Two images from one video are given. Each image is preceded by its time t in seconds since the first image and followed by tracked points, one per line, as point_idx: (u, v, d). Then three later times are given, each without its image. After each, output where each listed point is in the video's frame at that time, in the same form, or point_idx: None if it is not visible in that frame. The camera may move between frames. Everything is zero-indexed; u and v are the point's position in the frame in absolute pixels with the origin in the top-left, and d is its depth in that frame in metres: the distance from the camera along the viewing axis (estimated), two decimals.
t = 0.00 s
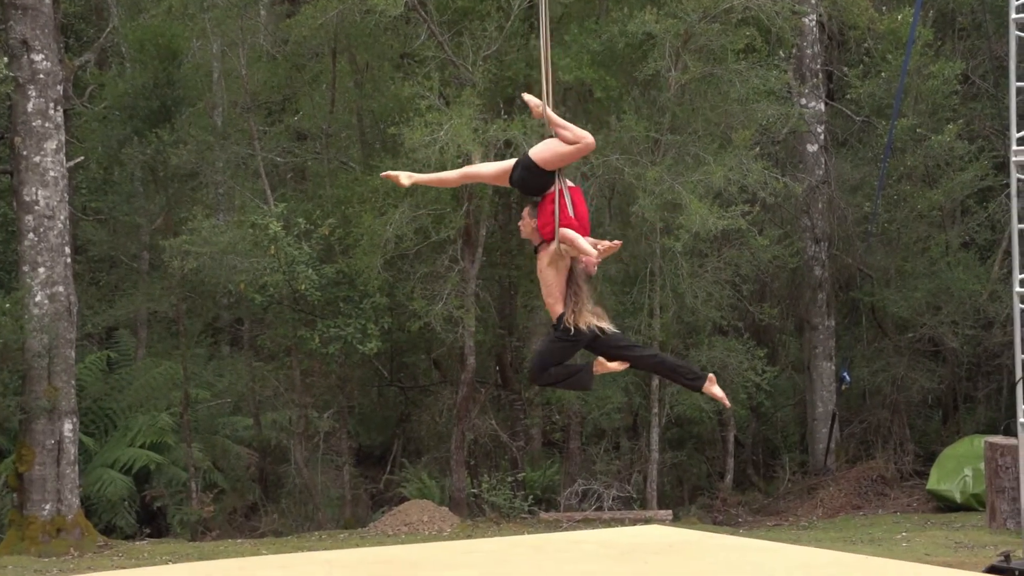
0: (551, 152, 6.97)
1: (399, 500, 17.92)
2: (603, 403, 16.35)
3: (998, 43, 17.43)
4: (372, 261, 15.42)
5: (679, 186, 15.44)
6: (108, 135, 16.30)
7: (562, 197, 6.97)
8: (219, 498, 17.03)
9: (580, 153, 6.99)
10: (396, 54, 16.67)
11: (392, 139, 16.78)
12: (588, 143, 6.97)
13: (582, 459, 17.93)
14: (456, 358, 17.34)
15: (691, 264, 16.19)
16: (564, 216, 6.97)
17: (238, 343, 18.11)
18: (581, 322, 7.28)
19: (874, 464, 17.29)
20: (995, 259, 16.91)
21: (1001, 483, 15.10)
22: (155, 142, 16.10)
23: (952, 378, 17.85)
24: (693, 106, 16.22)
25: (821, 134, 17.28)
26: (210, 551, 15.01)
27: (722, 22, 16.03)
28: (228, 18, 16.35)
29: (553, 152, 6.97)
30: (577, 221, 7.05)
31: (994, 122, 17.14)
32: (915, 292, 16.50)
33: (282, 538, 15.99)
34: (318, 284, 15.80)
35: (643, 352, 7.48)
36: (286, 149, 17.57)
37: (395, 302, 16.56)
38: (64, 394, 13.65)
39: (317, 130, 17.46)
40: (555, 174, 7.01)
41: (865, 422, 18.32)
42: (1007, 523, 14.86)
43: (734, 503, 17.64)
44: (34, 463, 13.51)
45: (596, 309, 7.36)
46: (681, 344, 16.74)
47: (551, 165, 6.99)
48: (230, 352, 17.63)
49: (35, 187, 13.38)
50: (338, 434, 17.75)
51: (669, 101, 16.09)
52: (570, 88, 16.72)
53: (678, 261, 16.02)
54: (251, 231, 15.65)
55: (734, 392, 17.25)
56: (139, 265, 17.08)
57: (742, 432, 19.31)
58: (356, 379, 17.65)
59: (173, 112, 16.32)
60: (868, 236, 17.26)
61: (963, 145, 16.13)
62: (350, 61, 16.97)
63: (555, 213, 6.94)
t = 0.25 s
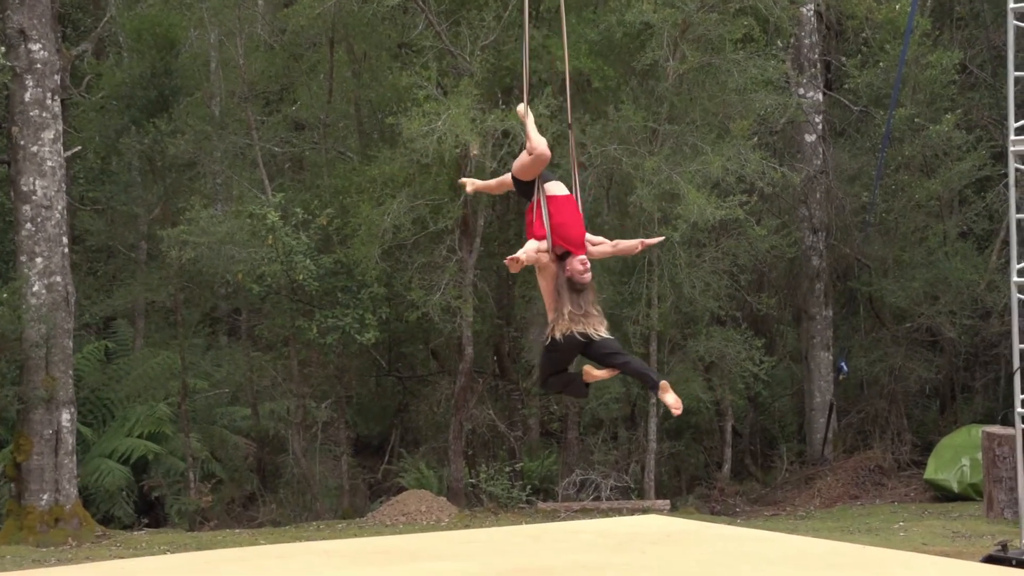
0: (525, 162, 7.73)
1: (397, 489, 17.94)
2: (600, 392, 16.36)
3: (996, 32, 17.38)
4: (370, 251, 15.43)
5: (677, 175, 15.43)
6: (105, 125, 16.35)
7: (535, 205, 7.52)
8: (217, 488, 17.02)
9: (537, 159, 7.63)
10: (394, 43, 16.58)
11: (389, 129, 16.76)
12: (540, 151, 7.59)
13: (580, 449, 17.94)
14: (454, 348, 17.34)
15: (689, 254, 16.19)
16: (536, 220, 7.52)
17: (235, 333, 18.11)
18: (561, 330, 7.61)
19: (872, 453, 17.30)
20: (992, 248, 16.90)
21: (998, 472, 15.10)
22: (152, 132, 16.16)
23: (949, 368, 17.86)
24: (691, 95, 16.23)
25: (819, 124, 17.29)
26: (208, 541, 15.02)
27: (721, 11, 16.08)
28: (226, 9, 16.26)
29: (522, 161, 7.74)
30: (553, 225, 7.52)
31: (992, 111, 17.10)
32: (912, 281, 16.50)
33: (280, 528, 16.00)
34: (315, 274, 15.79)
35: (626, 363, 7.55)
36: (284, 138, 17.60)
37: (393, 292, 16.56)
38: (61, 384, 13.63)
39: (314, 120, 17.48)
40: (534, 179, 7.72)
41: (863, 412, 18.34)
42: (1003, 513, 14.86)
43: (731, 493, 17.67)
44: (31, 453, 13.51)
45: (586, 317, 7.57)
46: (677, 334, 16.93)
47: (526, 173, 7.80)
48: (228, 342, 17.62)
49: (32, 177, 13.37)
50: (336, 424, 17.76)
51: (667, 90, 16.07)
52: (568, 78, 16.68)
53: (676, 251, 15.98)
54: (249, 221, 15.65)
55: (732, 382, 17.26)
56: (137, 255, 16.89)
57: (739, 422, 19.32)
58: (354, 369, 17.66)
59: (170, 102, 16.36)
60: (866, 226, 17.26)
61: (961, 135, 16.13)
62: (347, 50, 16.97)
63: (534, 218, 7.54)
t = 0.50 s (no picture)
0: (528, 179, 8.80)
1: (396, 479, 17.97)
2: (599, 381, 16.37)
3: (995, 21, 17.37)
4: (369, 241, 15.45)
5: (675, 165, 15.42)
6: (104, 114, 16.35)
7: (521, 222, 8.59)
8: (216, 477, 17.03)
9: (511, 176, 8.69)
10: (392, 33, 16.55)
11: (388, 118, 16.76)
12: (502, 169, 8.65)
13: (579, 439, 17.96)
14: (452, 338, 17.36)
15: (687, 243, 16.19)
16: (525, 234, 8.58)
17: (234, 323, 18.12)
18: (539, 340, 8.16)
19: (870, 443, 17.32)
20: (991, 238, 16.90)
21: (996, 461, 15.10)
22: (150, 121, 16.12)
23: (948, 357, 17.88)
24: (690, 85, 16.18)
25: (817, 113, 17.25)
26: (207, 530, 15.03)
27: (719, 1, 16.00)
28: None
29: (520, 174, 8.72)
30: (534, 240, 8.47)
31: (991, 101, 17.08)
32: (911, 271, 16.51)
33: (279, 517, 16.02)
34: (314, 264, 15.80)
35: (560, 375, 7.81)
36: (282, 128, 17.59)
37: (391, 281, 16.57)
38: (61, 373, 13.61)
39: (313, 109, 17.49)
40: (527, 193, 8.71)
41: (861, 401, 18.37)
42: (1002, 501, 14.90)
43: (730, 482, 17.70)
44: (30, 442, 13.51)
45: (554, 328, 8.06)
46: (676, 323, 16.95)
47: (525, 185, 8.75)
48: (227, 331, 17.63)
49: (30, 166, 13.37)
50: (335, 414, 17.77)
51: (665, 79, 16.06)
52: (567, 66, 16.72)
53: (676, 240, 15.99)
54: (248, 211, 15.67)
55: (730, 372, 17.28)
56: (135, 245, 16.99)
57: (738, 411, 19.35)
58: (353, 358, 17.68)
59: (168, 91, 16.36)
60: (864, 215, 17.25)
61: (960, 124, 16.11)
62: (346, 39, 16.97)
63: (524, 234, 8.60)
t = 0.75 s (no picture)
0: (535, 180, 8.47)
1: (394, 468, 17.98)
2: (597, 371, 16.37)
3: (994, 11, 17.37)
4: (368, 231, 15.47)
5: (674, 154, 15.42)
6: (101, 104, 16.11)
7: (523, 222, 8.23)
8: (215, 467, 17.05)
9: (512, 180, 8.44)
10: (391, 22, 16.56)
11: (387, 107, 16.78)
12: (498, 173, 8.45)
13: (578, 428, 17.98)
14: (451, 327, 17.37)
15: (686, 233, 16.20)
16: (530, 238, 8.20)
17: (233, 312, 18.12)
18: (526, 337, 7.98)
19: (868, 432, 17.34)
20: (989, 227, 16.90)
21: (995, 450, 15.16)
22: (149, 111, 15.98)
23: (946, 346, 17.89)
24: (689, 74, 16.19)
25: (817, 103, 17.23)
26: (206, 519, 15.05)
27: None
28: None
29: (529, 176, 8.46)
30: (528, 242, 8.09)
31: (990, 90, 17.08)
32: (910, 260, 16.51)
33: (278, 506, 16.04)
34: (313, 253, 15.80)
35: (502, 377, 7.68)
36: (281, 117, 17.59)
37: (390, 271, 16.57)
38: (60, 362, 13.60)
39: (312, 99, 17.57)
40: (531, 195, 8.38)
41: (859, 391, 18.39)
42: (1000, 491, 14.94)
43: (728, 472, 17.73)
44: (30, 431, 13.51)
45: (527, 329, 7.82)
46: (675, 313, 16.98)
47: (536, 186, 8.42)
48: (225, 321, 17.63)
49: (29, 155, 13.36)
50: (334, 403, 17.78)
51: (664, 69, 16.06)
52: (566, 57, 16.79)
53: (674, 230, 15.98)
54: (247, 200, 15.68)
55: (729, 361, 17.29)
56: (135, 235, 16.80)
57: (736, 401, 19.37)
58: (352, 348, 17.69)
59: (167, 80, 16.28)
60: (863, 205, 17.25)
61: (959, 113, 16.11)
62: (344, 29, 16.92)
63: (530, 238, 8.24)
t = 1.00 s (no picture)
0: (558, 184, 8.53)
1: (394, 455, 18.00)
2: (597, 358, 16.38)
3: None
4: (367, 217, 15.46)
5: (673, 141, 15.40)
6: (101, 90, 16.28)
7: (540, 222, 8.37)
8: (214, 453, 17.07)
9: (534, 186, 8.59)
10: (389, 9, 16.55)
11: (385, 94, 16.77)
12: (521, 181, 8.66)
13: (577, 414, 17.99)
14: (451, 314, 17.37)
15: (685, 220, 16.19)
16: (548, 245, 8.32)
17: (232, 299, 18.12)
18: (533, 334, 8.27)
19: (867, 419, 17.35)
20: (988, 213, 16.87)
21: (993, 436, 15.19)
22: (147, 97, 16.06)
23: (945, 333, 17.89)
24: (688, 61, 16.16)
25: (816, 89, 17.19)
26: (205, 506, 15.06)
27: None
28: None
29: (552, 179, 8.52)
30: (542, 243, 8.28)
31: (989, 76, 17.07)
32: (909, 247, 16.52)
33: (277, 493, 16.06)
34: (312, 240, 15.80)
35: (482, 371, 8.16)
36: (279, 104, 17.56)
37: (389, 258, 16.57)
38: (59, 349, 13.56)
39: (310, 85, 17.51)
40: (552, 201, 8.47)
41: (858, 377, 18.41)
42: (999, 477, 14.95)
43: (728, 459, 17.75)
44: (29, 418, 13.50)
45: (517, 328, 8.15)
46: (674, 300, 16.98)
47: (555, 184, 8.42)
48: (224, 308, 17.64)
49: (27, 142, 13.34)
50: (333, 390, 17.79)
51: (664, 55, 16.04)
52: (566, 43, 16.68)
53: (673, 217, 15.98)
54: (246, 187, 15.67)
55: (728, 348, 17.30)
56: (133, 222, 16.81)
57: (735, 387, 19.38)
58: (351, 335, 17.70)
59: (166, 67, 16.29)
60: (862, 191, 17.23)
61: (958, 100, 16.09)
62: (343, 15, 16.93)
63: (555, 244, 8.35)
